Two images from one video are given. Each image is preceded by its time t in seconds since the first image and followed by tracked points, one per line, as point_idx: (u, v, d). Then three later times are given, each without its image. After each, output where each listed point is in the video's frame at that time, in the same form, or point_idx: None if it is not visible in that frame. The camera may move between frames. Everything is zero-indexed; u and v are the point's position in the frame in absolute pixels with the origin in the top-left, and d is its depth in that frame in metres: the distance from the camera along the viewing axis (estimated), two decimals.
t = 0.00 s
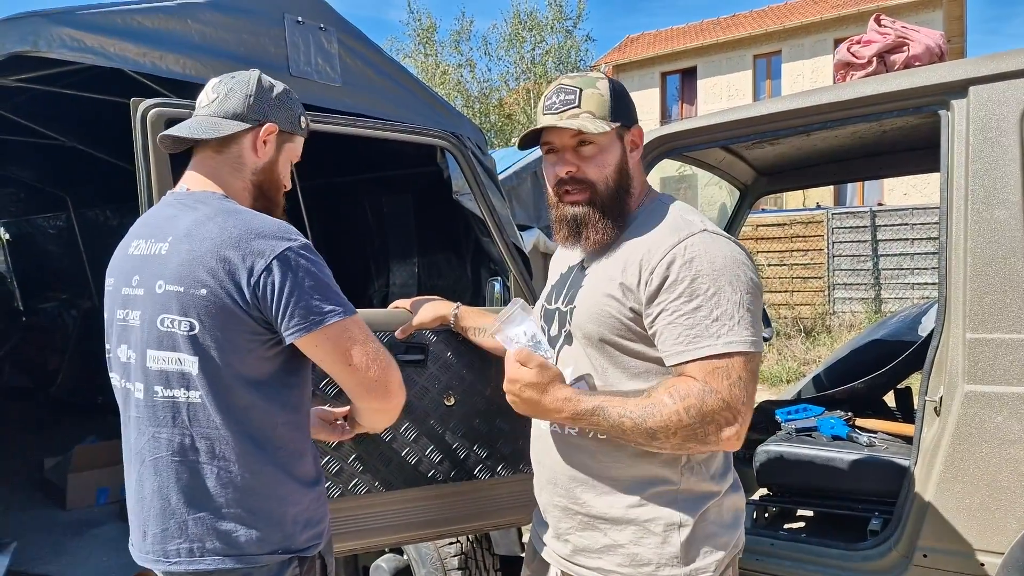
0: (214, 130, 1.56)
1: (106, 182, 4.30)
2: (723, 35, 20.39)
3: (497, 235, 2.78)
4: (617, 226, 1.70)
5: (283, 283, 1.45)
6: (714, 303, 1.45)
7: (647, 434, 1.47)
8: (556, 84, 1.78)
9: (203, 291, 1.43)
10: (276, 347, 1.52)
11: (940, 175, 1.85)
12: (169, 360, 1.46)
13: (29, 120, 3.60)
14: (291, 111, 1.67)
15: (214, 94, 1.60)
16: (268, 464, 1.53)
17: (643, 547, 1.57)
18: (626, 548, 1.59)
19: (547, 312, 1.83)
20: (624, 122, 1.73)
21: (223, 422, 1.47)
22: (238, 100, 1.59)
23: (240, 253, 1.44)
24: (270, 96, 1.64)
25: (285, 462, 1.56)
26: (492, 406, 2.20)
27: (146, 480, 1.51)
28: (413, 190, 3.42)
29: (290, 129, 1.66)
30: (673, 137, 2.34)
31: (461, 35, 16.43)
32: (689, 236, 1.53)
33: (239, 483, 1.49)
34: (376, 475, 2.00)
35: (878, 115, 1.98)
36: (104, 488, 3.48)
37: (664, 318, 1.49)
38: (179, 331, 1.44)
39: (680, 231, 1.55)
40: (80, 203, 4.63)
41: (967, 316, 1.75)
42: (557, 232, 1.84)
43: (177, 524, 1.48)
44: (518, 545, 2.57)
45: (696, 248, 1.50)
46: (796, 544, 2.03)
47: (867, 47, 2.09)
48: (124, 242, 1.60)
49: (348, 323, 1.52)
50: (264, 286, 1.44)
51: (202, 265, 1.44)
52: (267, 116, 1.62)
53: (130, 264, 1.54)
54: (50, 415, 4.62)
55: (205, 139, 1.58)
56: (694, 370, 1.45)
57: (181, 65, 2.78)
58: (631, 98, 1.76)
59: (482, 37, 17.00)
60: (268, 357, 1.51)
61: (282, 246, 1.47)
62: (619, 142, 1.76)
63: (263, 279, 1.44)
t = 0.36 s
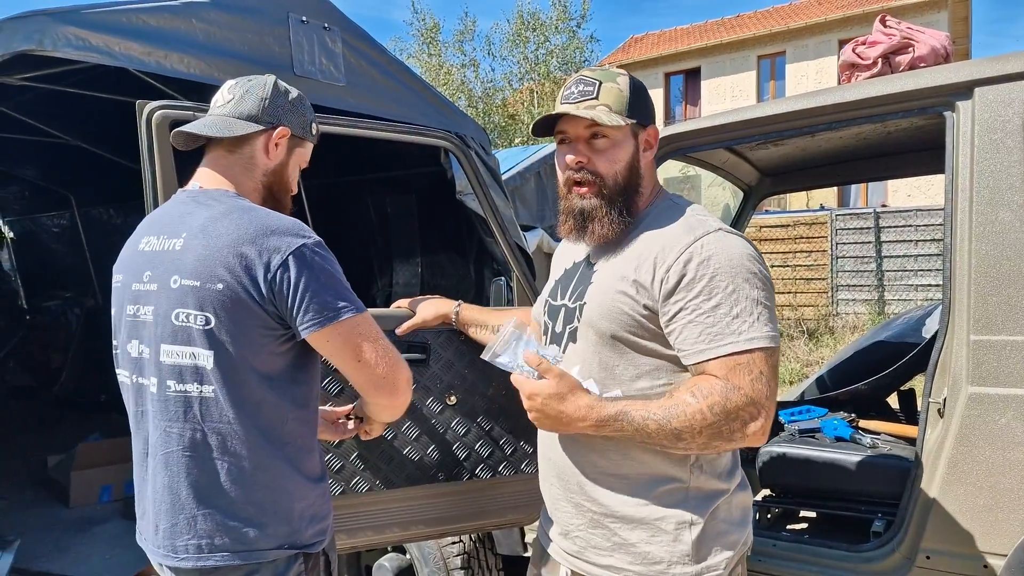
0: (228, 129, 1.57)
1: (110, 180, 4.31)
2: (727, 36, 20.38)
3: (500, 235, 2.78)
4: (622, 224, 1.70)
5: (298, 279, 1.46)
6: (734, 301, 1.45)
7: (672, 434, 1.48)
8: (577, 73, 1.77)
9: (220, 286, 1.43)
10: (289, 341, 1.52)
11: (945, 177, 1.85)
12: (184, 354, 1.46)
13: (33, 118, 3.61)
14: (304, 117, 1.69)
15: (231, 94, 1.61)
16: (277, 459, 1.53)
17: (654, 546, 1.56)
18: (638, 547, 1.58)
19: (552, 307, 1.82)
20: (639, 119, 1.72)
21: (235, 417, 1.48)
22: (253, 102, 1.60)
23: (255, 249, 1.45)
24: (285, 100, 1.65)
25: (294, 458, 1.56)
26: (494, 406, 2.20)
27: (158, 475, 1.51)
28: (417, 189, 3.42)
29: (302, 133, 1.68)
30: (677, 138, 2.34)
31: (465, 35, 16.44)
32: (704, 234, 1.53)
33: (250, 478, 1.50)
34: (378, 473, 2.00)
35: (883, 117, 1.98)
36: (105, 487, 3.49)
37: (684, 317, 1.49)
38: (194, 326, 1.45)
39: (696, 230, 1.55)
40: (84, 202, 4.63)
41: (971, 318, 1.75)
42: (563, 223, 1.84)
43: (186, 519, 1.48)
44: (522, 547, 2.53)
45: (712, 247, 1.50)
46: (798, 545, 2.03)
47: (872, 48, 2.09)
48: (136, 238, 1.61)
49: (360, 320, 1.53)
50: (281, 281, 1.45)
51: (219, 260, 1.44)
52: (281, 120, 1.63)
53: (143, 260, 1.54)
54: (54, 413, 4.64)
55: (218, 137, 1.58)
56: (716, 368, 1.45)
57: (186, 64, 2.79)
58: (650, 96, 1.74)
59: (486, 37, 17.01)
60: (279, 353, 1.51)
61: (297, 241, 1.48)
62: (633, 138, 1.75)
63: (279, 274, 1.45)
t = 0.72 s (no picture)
0: (239, 130, 1.58)
1: (113, 181, 4.32)
2: (729, 39, 20.40)
3: (503, 238, 2.79)
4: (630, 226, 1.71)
5: (297, 285, 1.46)
6: (745, 309, 1.44)
7: (678, 445, 1.46)
8: (596, 73, 1.77)
9: (220, 290, 1.44)
10: (290, 348, 1.52)
11: (946, 181, 1.85)
12: (183, 357, 1.47)
13: (37, 119, 3.62)
14: (314, 121, 1.70)
15: (242, 95, 1.62)
16: (277, 463, 1.53)
17: (661, 550, 1.56)
18: (643, 550, 1.58)
19: (563, 309, 1.84)
20: (654, 121, 1.71)
21: (233, 421, 1.48)
22: (265, 104, 1.61)
23: (256, 254, 1.46)
24: (296, 103, 1.66)
25: (293, 461, 1.56)
26: (496, 407, 2.21)
27: (155, 475, 1.51)
28: (420, 191, 3.43)
29: (311, 138, 1.69)
30: (680, 141, 2.34)
31: (467, 37, 16.46)
32: (719, 240, 1.53)
33: (248, 481, 1.50)
34: (380, 475, 2.01)
35: (884, 121, 1.98)
36: (105, 487, 3.49)
37: (694, 323, 1.49)
38: (194, 328, 1.45)
39: (710, 236, 1.55)
40: (86, 203, 4.64)
41: (972, 322, 1.75)
42: (574, 221, 1.85)
43: (184, 521, 1.48)
44: (524, 548, 2.49)
45: (726, 253, 1.50)
46: (799, 548, 2.03)
47: (874, 53, 2.09)
48: (141, 238, 1.61)
49: (356, 329, 1.53)
50: (281, 287, 1.45)
51: (220, 263, 1.45)
52: (291, 123, 1.63)
53: (146, 260, 1.55)
54: (55, 413, 4.64)
55: (230, 137, 1.59)
56: (724, 377, 1.44)
57: (190, 65, 2.80)
58: (666, 99, 1.74)
59: (488, 39, 17.04)
60: (279, 359, 1.52)
61: (299, 247, 1.48)
62: (647, 141, 1.74)
63: (279, 280, 1.45)
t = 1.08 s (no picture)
0: (241, 131, 1.58)
1: (113, 182, 4.32)
2: (728, 40, 20.42)
3: (508, 242, 2.84)
4: (658, 229, 1.69)
5: (291, 290, 1.46)
6: (768, 310, 1.44)
7: (709, 452, 1.41)
8: (610, 71, 1.74)
9: (212, 294, 1.44)
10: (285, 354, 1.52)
11: (946, 182, 1.85)
12: (175, 360, 1.48)
13: (37, 120, 3.62)
14: (317, 123, 1.70)
15: (246, 96, 1.63)
16: (272, 466, 1.53)
17: (672, 554, 1.56)
18: (652, 554, 1.58)
19: (567, 312, 1.84)
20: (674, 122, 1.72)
21: (226, 424, 1.48)
22: (268, 106, 1.61)
23: (249, 259, 1.46)
24: (300, 105, 1.66)
25: (289, 466, 1.56)
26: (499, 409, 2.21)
27: (149, 477, 1.52)
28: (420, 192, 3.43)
29: (314, 140, 1.69)
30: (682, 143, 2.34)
31: (467, 38, 16.47)
32: (734, 242, 1.53)
33: (243, 484, 1.50)
34: (382, 477, 2.00)
35: (885, 122, 1.98)
36: (106, 490, 3.49)
37: (716, 326, 1.48)
38: (185, 332, 1.46)
39: (725, 238, 1.55)
40: (86, 204, 4.65)
41: (973, 322, 1.75)
42: (589, 224, 1.82)
43: (178, 523, 1.49)
44: (524, 550, 2.52)
45: (743, 254, 1.50)
46: (801, 549, 2.04)
47: (874, 54, 2.10)
48: (138, 239, 1.62)
49: (361, 331, 1.53)
50: (274, 293, 1.45)
51: (213, 267, 1.45)
52: (294, 125, 1.64)
53: (142, 261, 1.56)
54: (56, 415, 4.64)
55: (232, 138, 1.60)
56: (750, 380, 1.43)
57: (189, 67, 2.80)
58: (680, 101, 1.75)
59: (487, 41, 17.05)
60: (274, 363, 1.52)
61: (293, 252, 1.48)
62: (666, 143, 1.75)
63: (272, 285, 1.45)
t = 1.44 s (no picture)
0: (240, 131, 1.58)
1: (113, 183, 4.33)
2: (728, 37, 20.40)
3: (506, 240, 2.83)
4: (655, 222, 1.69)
5: (295, 284, 1.46)
6: (770, 299, 1.43)
7: (719, 448, 1.41)
8: (589, 71, 1.74)
9: (214, 289, 1.44)
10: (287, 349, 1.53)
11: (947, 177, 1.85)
12: (176, 357, 1.48)
13: (36, 122, 3.62)
14: (316, 124, 1.70)
15: (245, 96, 1.63)
16: (271, 464, 1.53)
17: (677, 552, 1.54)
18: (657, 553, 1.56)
19: (566, 316, 1.81)
20: (660, 113, 1.72)
21: (227, 422, 1.48)
22: (266, 106, 1.61)
23: (252, 255, 1.46)
24: (299, 106, 1.67)
25: (287, 464, 1.56)
26: (499, 407, 2.21)
27: (148, 474, 1.52)
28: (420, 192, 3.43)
29: (314, 141, 1.69)
30: (682, 140, 2.34)
31: (466, 37, 16.46)
32: (734, 232, 1.52)
33: (241, 482, 1.50)
34: (382, 476, 2.01)
35: (885, 118, 1.98)
36: (109, 490, 3.50)
37: (719, 318, 1.46)
38: (187, 328, 1.46)
39: (723, 228, 1.54)
40: (86, 205, 4.65)
41: (973, 317, 1.75)
42: (585, 226, 1.80)
43: (176, 522, 1.49)
44: (526, 548, 2.46)
45: (743, 244, 1.49)
46: (803, 544, 2.02)
47: (874, 49, 2.09)
48: (137, 236, 1.62)
49: (364, 326, 1.53)
50: (277, 287, 1.45)
51: (214, 263, 1.45)
52: (292, 126, 1.64)
53: (142, 258, 1.56)
54: (57, 416, 4.65)
55: (230, 138, 1.60)
56: (755, 371, 1.42)
57: (187, 67, 2.80)
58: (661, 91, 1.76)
59: (487, 40, 17.05)
60: (275, 360, 1.52)
61: (295, 247, 1.48)
62: (653, 135, 1.76)
63: (276, 280, 1.45)
